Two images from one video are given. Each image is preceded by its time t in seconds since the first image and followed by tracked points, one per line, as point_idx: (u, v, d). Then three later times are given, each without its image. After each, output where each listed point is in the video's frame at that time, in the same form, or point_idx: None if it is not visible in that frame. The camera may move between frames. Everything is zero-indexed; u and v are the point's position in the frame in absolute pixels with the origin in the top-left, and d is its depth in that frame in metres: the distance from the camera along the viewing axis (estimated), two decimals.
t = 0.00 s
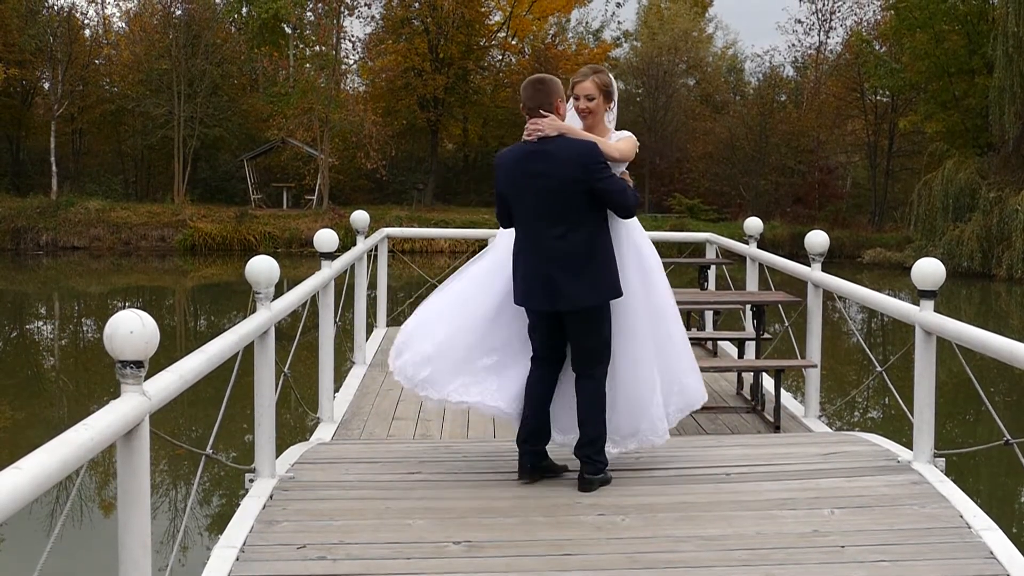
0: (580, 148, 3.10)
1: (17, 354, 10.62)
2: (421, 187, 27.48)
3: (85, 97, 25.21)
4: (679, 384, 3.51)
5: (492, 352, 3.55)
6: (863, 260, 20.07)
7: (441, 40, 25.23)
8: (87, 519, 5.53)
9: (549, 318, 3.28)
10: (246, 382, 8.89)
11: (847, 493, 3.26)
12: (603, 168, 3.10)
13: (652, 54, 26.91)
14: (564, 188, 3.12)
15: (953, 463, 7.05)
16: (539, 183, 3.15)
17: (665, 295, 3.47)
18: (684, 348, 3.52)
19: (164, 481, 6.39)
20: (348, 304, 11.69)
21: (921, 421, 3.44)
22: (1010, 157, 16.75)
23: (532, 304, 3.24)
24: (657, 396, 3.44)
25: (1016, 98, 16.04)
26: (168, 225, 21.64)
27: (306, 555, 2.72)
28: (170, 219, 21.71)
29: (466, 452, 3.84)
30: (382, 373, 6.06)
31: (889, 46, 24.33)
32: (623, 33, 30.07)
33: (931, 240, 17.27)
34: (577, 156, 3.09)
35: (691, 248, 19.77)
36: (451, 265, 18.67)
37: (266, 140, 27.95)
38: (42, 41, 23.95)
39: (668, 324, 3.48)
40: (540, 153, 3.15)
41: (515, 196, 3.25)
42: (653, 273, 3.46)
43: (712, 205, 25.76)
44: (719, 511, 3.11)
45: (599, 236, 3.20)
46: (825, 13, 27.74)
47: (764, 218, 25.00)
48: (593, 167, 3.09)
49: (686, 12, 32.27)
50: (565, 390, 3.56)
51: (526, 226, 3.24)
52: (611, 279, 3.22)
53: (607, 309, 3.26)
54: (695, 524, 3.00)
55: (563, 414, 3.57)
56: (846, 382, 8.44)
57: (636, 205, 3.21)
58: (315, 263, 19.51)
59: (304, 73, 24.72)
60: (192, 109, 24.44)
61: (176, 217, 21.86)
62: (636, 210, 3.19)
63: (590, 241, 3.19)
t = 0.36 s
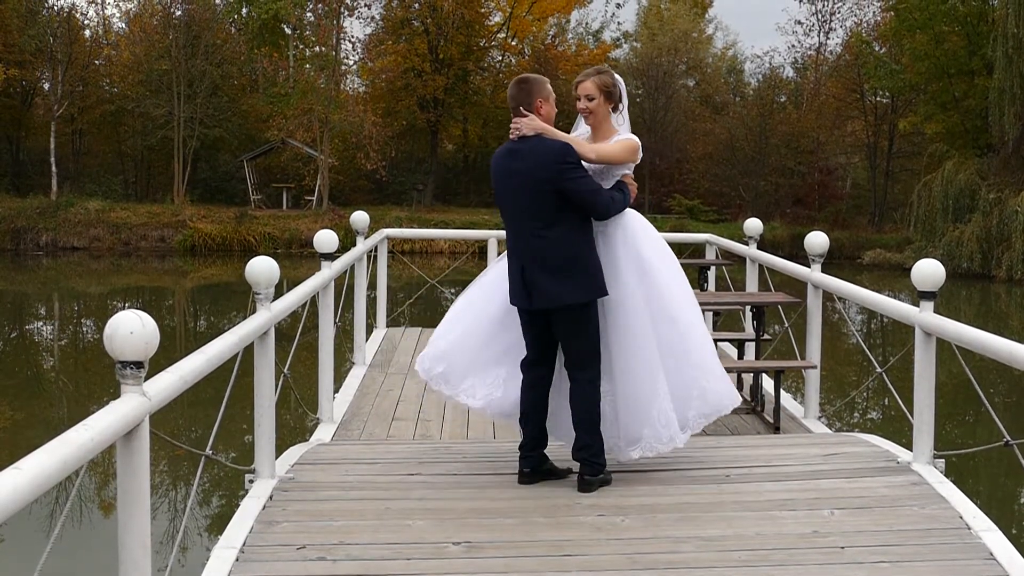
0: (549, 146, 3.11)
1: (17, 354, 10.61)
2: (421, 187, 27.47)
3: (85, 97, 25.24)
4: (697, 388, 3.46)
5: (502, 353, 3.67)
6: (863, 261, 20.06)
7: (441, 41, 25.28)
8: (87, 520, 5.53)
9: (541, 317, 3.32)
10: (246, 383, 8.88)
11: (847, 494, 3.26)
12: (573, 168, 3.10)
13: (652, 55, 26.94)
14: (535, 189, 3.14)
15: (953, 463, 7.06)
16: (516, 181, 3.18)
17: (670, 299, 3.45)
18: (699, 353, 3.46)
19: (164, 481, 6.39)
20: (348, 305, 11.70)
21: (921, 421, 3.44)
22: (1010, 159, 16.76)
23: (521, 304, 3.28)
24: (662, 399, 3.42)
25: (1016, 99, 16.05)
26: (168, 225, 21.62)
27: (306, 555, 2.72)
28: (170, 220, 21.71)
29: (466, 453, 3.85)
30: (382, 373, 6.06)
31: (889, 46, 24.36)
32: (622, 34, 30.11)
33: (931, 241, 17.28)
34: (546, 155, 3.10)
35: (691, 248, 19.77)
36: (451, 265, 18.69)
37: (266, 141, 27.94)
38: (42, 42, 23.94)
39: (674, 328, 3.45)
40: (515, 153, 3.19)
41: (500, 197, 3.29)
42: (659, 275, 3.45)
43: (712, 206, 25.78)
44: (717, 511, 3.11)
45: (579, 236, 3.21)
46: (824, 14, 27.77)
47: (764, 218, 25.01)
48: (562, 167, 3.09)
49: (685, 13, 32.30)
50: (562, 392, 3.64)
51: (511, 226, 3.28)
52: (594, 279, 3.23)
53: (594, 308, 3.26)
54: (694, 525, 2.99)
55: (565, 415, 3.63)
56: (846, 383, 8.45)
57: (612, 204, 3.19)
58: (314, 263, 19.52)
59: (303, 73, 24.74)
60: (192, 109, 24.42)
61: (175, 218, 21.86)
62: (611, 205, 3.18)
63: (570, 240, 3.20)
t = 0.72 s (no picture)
0: (524, 144, 3.17)
1: (16, 354, 10.61)
2: (420, 188, 27.49)
3: (85, 98, 25.29)
4: (701, 394, 3.36)
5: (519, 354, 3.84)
6: (863, 261, 20.05)
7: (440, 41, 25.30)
8: (86, 520, 5.53)
9: (531, 317, 3.34)
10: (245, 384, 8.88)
11: (846, 495, 3.26)
12: (545, 168, 3.13)
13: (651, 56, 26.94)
14: (513, 188, 3.19)
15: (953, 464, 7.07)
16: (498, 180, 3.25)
17: (667, 302, 3.39)
18: (702, 356, 3.37)
19: (163, 482, 6.39)
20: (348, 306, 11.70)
21: (919, 422, 3.44)
22: (1009, 160, 16.77)
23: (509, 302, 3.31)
24: (656, 403, 3.38)
25: (1015, 100, 16.06)
26: (168, 226, 21.63)
27: (305, 556, 2.72)
28: (170, 220, 21.73)
29: (465, 453, 3.85)
30: (381, 373, 6.06)
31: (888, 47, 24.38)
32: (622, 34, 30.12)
33: (931, 242, 17.30)
34: (519, 153, 3.16)
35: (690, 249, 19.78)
36: (450, 265, 18.70)
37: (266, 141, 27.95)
38: (42, 42, 23.95)
39: (671, 330, 3.39)
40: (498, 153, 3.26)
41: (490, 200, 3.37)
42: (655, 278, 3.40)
43: (711, 207, 25.82)
44: (716, 512, 3.12)
45: (559, 236, 3.22)
46: (824, 15, 27.78)
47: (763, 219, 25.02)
48: (532, 166, 3.13)
49: (685, 13, 32.32)
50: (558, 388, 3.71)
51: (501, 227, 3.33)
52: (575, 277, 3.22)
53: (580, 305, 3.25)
54: (693, 525, 2.99)
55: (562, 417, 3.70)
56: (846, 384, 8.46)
57: (587, 203, 3.17)
58: (314, 263, 19.52)
59: (303, 74, 24.77)
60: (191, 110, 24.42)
61: (175, 219, 21.87)
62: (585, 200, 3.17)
63: (548, 238, 3.22)
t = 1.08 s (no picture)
0: (509, 145, 3.25)
1: (16, 354, 10.61)
2: (420, 188, 27.49)
3: (85, 98, 25.30)
4: (690, 403, 3.33)
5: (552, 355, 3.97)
6: (863, 261, 20.05)
7: (440, 41, 25.29)
8: (86, 519, 5.53)
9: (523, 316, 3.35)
10: (246, 383, 8.89)
11: (845, 495, 3.26)
12: (523, 168, 3.19)
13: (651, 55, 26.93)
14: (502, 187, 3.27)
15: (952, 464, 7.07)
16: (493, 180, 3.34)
17: (656, 310, 3.35)
18: (691, 365, 3.33)
19: (163, 481, 6.39)
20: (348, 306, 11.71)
21: (919, 422, 3.44)
22: (1009, 160, 16.77)
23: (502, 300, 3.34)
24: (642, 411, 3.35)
25: (1015, 100, 16.06)
26: (168, 226, 21.64)
27: (305, 556, 2.72)
28: (170, 220, 21.73)
29: (465, 453, 3.85)
30: (381, 373, 6.07)
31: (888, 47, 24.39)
32: (622, 34, 30.15)
33: (930, 242, 17.31)
34: (502, 155, 3.24)
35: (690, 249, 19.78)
36: (450, 265, 18.72)
37: (266, 141, 27.96)
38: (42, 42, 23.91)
39: (659, 339, 3.34)
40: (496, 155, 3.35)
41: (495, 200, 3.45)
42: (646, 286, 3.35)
43: (711, 207, 25.82)
44: (716, 511, 3.12)
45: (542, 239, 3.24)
46: (824, 14, 27.77)
47: (763, 219, 25.03)
48: (510, 166, 3.20)
49: (685, 13, 32.34)
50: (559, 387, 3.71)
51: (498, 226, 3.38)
52: (556, 282, 3.23)
53: (564, 306, 3.25)
54: (693, 524, 3.00)
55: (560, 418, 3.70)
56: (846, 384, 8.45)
57: (564, 203, 3.16)
58: (314, 263, 19.54)
59: (303, 74, 24.79)
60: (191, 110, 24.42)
61: (175, 219, 21.87)
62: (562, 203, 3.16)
63: (532, 237, 3.26)
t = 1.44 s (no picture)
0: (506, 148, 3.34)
1: (15, 353, 10.61)
2: (420, 188, 27.49)
3: (85, 98, 25.30)
4: (665, 413, 3.24)
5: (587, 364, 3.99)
6: (863, 260, 20.03)
7: (440, 41, 25.26)
8: (86, 519, 5.53)
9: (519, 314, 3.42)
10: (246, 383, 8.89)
11: (845, 494, 3.26)
12: (511, 168, 3.27)
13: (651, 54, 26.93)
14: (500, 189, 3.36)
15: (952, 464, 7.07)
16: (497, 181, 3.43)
17: (635, 317, 3.28)
18: (668, 374, 3.24)
19: (163, 481, 6.39)
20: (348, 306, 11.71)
21: (920, 422, 3.44)
22: (1009, 159, 16.75)
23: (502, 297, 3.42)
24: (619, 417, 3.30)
25: (1015, 99, 16.06)
26: (168, 225, 21.63)
27: (305, 555, 2.72)
28: (170, 220, 21.72)
29: (465, 453, 3.85)
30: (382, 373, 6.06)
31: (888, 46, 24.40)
32: (622, 33, 30.16)
33: (930, 242, 17.31)
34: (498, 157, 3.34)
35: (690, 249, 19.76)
36: (450, 264, 18.73)
37: (265, 141, 27.97)
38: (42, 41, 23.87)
39: (637, 345, 3.28)
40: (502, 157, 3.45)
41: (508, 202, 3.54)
42: (626, 291, 3.30)
43: (711, 206, 25.78)
44: (716, 511, 3.11)
45: (530, 240, 3.31)
46: (824, 13, 27.74)
47: (763, 218, 25.02)
48: (502, 167, 3.29)
49: (685, 12, 32.34)
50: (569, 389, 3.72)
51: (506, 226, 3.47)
52: (543, 283, 3.29)
53: (551, 307, 3.29)
54: (693, 524, 3.00)
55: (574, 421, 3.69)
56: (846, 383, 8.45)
57: (546, 202, 3.19)
58: (314, 263, 19.55)
59: (302, 74, 24.81)
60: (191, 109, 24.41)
61: (175, 218, 21.87)
62: (547, 201, 3.19)
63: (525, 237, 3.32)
